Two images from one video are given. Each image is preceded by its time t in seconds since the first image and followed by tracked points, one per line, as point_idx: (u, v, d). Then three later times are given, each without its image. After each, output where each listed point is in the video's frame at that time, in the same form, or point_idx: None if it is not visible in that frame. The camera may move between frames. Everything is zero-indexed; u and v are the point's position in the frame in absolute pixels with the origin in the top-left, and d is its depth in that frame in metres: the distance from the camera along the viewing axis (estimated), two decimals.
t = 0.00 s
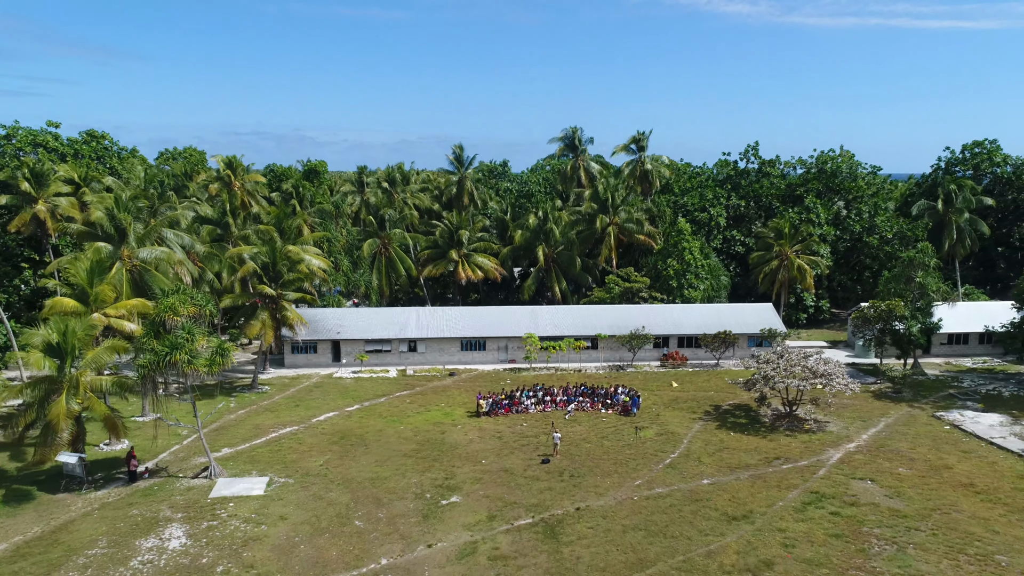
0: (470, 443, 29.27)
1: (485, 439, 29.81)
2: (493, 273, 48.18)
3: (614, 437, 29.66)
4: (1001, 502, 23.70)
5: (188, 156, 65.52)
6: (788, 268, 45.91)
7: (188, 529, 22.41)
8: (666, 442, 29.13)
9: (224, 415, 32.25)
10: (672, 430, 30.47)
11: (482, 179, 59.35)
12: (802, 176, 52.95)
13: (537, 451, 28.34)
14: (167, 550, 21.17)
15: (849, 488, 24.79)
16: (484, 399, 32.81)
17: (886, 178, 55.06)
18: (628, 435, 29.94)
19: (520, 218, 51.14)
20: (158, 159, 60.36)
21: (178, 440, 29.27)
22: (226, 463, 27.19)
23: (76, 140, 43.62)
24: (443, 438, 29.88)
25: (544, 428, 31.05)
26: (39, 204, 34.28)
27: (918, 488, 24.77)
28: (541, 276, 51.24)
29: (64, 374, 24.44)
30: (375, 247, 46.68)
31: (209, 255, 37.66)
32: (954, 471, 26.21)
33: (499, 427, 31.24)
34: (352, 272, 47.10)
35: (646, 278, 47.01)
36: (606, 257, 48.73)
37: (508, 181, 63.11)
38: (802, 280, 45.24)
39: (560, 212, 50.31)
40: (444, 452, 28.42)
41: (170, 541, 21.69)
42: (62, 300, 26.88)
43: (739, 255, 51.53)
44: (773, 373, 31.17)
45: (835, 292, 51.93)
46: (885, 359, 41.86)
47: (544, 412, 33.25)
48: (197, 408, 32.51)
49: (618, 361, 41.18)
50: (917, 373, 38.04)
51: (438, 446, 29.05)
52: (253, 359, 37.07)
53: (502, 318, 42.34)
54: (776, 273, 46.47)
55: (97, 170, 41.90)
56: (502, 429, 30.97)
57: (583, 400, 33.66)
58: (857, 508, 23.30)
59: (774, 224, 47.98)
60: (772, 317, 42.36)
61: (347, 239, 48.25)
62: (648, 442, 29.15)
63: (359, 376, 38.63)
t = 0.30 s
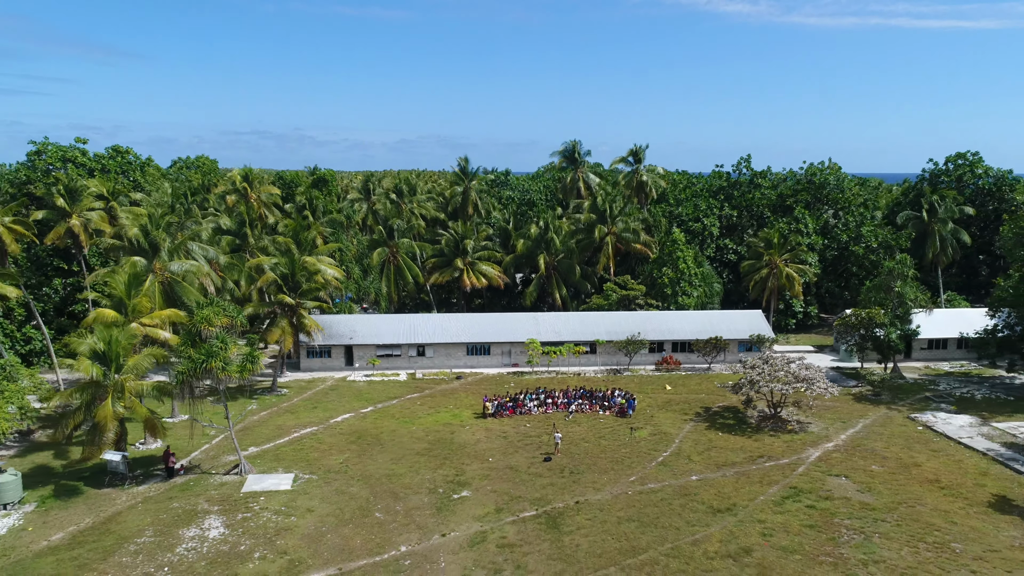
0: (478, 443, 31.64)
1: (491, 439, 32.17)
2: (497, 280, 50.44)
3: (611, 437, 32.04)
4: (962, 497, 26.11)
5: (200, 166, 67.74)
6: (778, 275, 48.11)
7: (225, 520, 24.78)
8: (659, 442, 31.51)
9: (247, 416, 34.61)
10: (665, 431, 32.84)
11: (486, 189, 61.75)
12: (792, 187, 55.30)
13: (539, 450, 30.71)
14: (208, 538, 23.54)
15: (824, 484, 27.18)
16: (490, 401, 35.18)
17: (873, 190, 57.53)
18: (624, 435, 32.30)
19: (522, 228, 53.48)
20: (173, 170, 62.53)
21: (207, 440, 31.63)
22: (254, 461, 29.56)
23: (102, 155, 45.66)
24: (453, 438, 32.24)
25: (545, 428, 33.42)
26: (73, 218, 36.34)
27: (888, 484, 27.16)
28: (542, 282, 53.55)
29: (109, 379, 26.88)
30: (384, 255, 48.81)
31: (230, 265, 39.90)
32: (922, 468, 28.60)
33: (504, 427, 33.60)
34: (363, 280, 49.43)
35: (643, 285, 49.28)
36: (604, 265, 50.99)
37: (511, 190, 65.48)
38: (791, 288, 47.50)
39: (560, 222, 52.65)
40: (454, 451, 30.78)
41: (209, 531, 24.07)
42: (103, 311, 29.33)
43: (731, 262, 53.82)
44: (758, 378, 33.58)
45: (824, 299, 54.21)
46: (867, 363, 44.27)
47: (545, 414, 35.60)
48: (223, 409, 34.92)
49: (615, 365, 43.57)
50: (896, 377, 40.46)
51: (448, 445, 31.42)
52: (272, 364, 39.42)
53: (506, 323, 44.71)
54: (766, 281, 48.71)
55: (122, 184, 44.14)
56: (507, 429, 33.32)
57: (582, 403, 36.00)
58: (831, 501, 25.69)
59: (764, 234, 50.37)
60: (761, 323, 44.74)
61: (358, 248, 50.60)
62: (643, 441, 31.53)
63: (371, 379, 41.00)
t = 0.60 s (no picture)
0: (484, 444, 34.01)
1: (497, 439, 34.55)
2: (501, 287, 52.55)
3: (608, 438, 34.44)
4: (929, 492, 28.50)
5: (212, 176, 70.03)
6: (769, 283, 50.34)
7: (256, 514, 27.16)
8: (654, 442, 33.88)
9: (269, 418, 37.00)
10: (659, 432, 35.22)
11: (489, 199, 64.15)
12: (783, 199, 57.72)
13: (542, 450, 33.08)
14: (242, 530, 25.95)
15: (804, 481, 29.58)
16: (496, 405, 37.58)
17: (861, 201, 60.05)
18: (621, 436, 34.66)
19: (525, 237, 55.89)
20: (188, 181, 64.96)
21: (233, 440, 34.04)
22: (278, 459, 31.95)
23: (125, 169, 47.81)
24: (461, 439, 34.61)
25: (548, 430, 35.79)
26: (104, 232, 38.39)
27: (863, 481, 29.55)
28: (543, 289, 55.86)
29: (147, 385, 29.36)
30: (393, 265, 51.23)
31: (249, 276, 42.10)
32: (895, 467, 30.99)
33: (509, 428, 35.98)
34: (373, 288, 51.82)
35: (640, 293, 51.62)
36: (603, 273, 53.25)
37: (513, 199, 67.88)
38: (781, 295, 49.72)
39: (561, 232, 55.00)
40: (462, 451, 33.17)
41: (243, 523, 26.48)
42: (139, 321, 31.76)
43: (725, 270, 56.12)
44: (746, 383, 35.98)
45: (813, 304, 56.21)
46: (853, 367, 46.64)
47: (547, 416, 37.99)
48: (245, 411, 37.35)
49: (614, 369, 45.97)
50: (879, 381, 42.84)
51: (458, 445, 33.79)
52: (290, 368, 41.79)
53: (510, 330, 47.11)
54: (757, 288, 50.95)
55: (146, 200, 46.45)
56: (511, 430, 35.70)
57: (582, 406, 38.37)
58: (809, 497, 28.09)
59: (755, 245, 52.79)
60: (752, 329, 47.12)
61: (368, 258, 53.18)
62: (638, 442, 33.91)
63: (382, 383, 43.40)
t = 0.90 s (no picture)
0: (490, 443, 36.42)
1: (502, 439, 36.97)
2: (504, 294, 54.85)
3: (606, 438, 36.87)
4: (902, 489, 30.90)
5: (224, 185, 72.47)
6: (760, 290, 52.64)
7: (282, 508, 29.58)
8: (648, 442, 36.30)
9: (287, 419, 39.40)
10: (654, 432, 37.64)
11: (492, 208, 66.67)
12: (775, 208, 60.16)
13: (544, 449, 35.49)
14: (270, 522, 28.35)
15: (787, 478, 31.98)
16: (500, 407, 39.97)
17: (850, 210, 62.59)
18: (618, 436, 37.09)
19: (527, 245, 58.34)
20: (202, 190, 67.50)
21: (256, 440, 36.43)
22: (299, 458, 34.35)
23: (147, 183, 50.19)
24: (468, 439, 37.02)
25: (549, 431, 38.20)
26: (131, 244, 40.78)
27: (841, 478, 31.98)
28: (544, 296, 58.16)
29: (180, 389, 31.73)
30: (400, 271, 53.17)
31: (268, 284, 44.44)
32: (872, 465, 33.40)
33: (514, 429, 38.37)
34: (382, 294, 54.29)
35: (637, 300, 53.96)
36: (602, 280, 55.56)
37: (515, 208, 70.31)
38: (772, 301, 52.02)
39: (562, 241, 57.34)
40: (470, 450, 35.58)
41: (270, 516, 28.89)
42: (170, 330, 34.16)
43: (719, 277, 58.49)
44: (735, 386, 38.37)
45: (804, 310, 58.56)
46: (839, 371, 49.04)
47: (549, 418, 40.37)
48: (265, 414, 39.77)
49: (612, 373, 48.35)
50: (863, 384, 45.24)
51: (465, 445, 36.19)
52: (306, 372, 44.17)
53: (513, 335, 49.49)
54: (749, 294, 53.19)
55: (166, 211, 48.88)
56: (515, 431, 38.10)
57: (582, 408, 40.76)
58: (791, 492, 30.49)
59: (747, 253, 55.20)
60: (743, 335, 49.50)
61: (378, 266, 56.01)
62: (634, 442, 36.33)
63: (392, 386, 45.78)
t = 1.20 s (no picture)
0: (496, 443, 38.82)
1: (507, 440, 39.35)
2: (506, 300, 57.05)
3: (604, 438, 39.28)
4: (878, 485, 33.32)
5: (234, 193, 74.87)
6: (752, 297, 54.82)
7: (304, 503, 31.97)
8: (644, 442, 38.70)
9: (303, 421, 41.80)
10: (649, 433, 40.05)
11: (495, 217, 69.28)
12: (766, 218, 62.72)
13: (546, 449, 37.89)
14: (294, 517, 30.75)
15: (772, 476, 34.38)
16: (504, 410, 42.34)
17: (839, 220, 65.20)
18: (615, 437, 39.49)
19: (529, 253, 60.75)
20: (215, 199, 70.12)
21: (276, 440, 38.82)
22: (317, 458, 36.74)
23: (167, 196, 52.72)
24: (475, 440, 39.40)
25: (550, 431, 40.61)
26: (155, 254, 42.95)
27: (823, 476, 34.37)
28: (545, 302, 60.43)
29: (208, 394, 34.12)
30: (407, 277, 55.70)
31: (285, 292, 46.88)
32: (852, 464, 35.80)
33: (517, 430, 40.78)
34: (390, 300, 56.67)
35: (634, 306, 56.31)
36: (601, 287, 57.88)
37: (517, 216, 72.76)
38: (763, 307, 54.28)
39: (562, 249, 59.66)
40: (477, 450, 37.97)
41: (294, 511, 31.29)
42: (196, 337, 36.48)
43: (714, 283, 60.90)
44: (726, 389, 40.72)
45: (794, 316, 60.58)
46: (827, 374, 51.43)
47: (550, 419, 42.74)
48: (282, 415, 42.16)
49: (610, 376, 50.75)
50: (849, 387, 47.61)
51: (472, 445, 38.59)
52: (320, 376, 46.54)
53: (515, 340, 51.87)
54: (742, 300, 55.39)
55: (186, 222, 51.38)
56: (519, 432, 40.50)
57: (581, 410, 43.14)
58: (775, 489, 32.91)
59: (740, 261, 57.55)
60: (736, 340, 51.87)
61: (386, 273, 58.40)
62: (630, 442, 38.73)
63: (402, 389, 48.16)
